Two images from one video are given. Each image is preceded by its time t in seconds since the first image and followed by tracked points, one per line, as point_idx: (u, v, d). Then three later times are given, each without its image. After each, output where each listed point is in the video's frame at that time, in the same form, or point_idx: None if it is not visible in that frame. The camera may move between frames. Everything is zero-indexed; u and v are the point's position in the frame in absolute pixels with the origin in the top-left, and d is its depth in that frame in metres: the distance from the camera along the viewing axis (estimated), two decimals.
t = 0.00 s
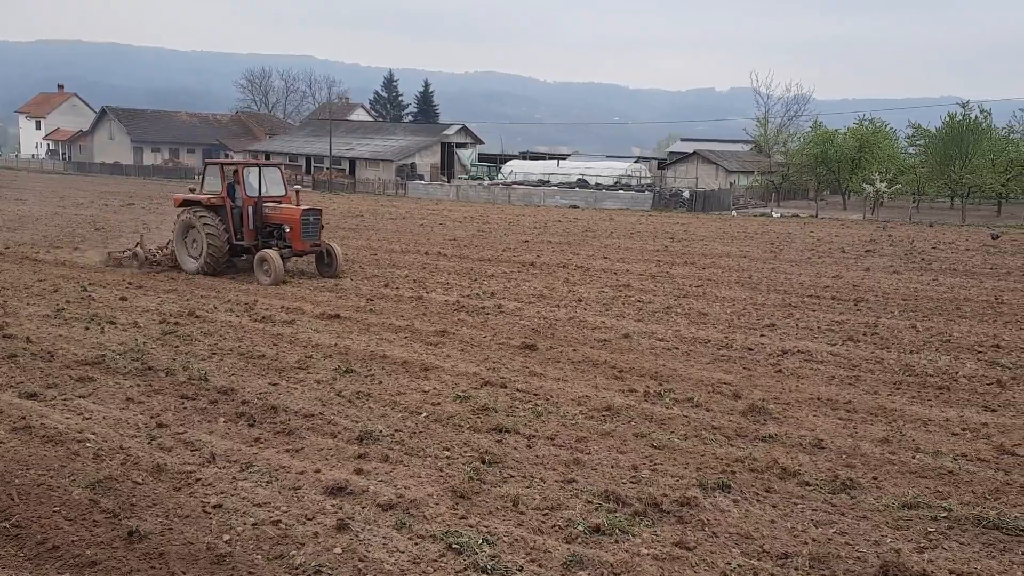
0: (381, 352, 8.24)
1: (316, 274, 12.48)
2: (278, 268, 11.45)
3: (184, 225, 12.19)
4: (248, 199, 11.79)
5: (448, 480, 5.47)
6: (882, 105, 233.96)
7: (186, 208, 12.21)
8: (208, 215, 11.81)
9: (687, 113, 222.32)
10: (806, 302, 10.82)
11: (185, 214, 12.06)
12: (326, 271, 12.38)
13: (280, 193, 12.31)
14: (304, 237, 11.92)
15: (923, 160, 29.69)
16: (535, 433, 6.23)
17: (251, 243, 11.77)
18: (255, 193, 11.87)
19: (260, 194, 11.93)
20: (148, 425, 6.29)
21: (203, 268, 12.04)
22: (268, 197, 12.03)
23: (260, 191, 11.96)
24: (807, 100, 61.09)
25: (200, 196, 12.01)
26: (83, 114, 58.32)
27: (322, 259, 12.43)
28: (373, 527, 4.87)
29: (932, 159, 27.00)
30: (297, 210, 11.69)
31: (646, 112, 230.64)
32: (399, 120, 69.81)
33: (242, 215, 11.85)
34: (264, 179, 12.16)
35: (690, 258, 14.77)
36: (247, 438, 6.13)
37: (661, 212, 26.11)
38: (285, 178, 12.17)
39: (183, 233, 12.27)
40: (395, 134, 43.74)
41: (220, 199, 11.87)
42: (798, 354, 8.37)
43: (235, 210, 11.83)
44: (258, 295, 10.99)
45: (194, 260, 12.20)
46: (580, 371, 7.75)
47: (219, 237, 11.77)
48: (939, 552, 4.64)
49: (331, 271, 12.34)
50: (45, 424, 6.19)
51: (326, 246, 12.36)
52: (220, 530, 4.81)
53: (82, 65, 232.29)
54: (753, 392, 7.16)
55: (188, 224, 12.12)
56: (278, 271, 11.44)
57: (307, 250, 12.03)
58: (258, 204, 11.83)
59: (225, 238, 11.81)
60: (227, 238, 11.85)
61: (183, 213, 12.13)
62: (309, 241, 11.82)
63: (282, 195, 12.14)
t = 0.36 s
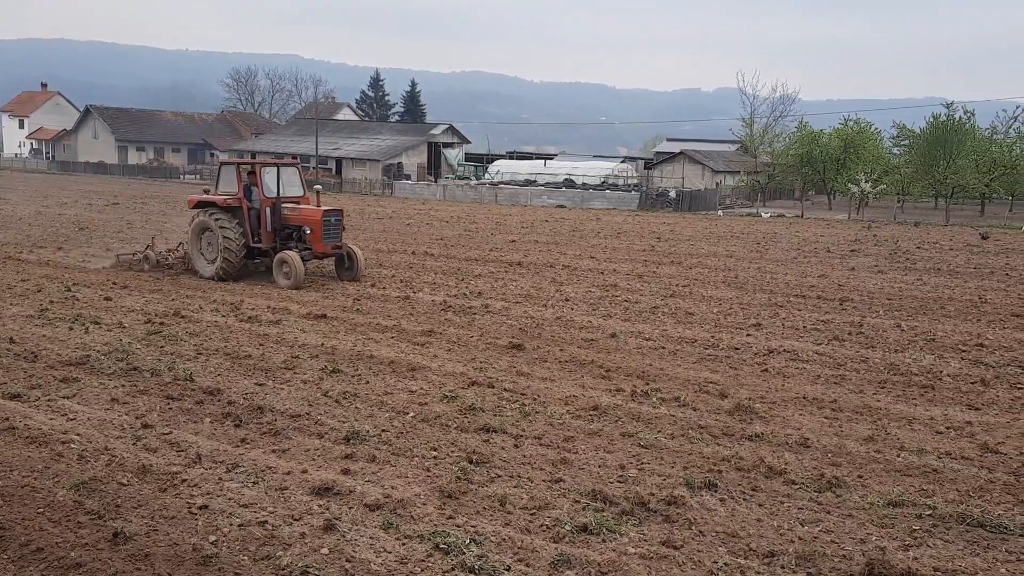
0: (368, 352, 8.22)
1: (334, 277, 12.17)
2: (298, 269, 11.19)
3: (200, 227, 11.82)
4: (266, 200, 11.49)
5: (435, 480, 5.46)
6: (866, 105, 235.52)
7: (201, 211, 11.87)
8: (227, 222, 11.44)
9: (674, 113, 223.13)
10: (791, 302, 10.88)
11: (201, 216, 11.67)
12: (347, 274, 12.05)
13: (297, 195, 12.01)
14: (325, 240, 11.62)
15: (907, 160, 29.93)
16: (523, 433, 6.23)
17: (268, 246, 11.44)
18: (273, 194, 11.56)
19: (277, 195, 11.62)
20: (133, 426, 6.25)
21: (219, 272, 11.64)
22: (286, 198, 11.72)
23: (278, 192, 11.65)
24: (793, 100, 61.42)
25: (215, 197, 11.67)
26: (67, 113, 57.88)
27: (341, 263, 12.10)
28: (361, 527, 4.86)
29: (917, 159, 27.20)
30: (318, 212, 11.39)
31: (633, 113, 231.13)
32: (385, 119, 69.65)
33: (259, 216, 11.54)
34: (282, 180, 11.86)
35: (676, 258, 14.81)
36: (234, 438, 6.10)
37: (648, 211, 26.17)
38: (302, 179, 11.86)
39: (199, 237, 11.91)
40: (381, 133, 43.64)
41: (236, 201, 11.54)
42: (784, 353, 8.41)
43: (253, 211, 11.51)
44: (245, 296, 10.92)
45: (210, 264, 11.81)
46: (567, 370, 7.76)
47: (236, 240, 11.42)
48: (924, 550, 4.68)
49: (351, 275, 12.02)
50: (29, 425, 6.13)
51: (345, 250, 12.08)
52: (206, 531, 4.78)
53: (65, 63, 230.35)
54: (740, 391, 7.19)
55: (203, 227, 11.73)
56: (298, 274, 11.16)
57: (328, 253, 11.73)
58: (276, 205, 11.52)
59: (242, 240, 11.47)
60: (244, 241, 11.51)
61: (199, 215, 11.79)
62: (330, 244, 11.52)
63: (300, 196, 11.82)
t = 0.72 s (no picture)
0: (360, 352, 8.20)
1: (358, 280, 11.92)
2: (324, 273, 10.93)
3: (220, 227, 11.49)
4: (287, 201, 11.19)
5: (426, 480, 5.45)
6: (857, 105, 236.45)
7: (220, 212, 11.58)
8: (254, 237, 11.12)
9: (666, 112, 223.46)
10: (783, 301, 10.90)
11: (225, 219, 11.29)
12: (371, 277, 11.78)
13: (319, 195, 11.71)
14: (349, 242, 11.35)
15: (897, 161, 30.08)
16: (514, 432, 6.22)
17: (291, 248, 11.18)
18: (294, 194, 11.28)
19: (299, 195, 11.33)
20: (123, 426, 6.22)
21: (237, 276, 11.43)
22: (308, 198, 11.44)
23: (299, 193, 11.37)
24: (784, 100, 61.61)
25: (236, 198, 11.34)
26: (56, 112, 57.61)
27: (365, 266, 11.84)
28: (352, 527, 4.85)
29: (908, 159, 27.31)
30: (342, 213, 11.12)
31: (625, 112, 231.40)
32: (377, 119, 69.50)
33: (279, 217, 11.26)
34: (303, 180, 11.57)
35: (668, 258, 14.81)
36: (224, 438, 6.08)
37: (640, 211, 26.18)
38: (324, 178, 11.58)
39: (218, 238, 11.67)
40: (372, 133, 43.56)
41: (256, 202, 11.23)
42: (775, 353, 8.43)
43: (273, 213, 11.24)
44: (235, 295, 10.88)
45: (228, 267, 11.59)
46: (559, 370, 7.76)
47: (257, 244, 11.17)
48: (915, 548, 4.70)
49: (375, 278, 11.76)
50: (18, 425, 6.10)
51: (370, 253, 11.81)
52: (197, 531, 4.76)
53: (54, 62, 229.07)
54: (731, 390, 7.21)
55: (223, 229, 11.45)
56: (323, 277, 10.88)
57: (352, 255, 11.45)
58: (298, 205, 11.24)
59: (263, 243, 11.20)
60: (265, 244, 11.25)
61: (217, 217, 11.53)
62: (355, 246, 11.25)
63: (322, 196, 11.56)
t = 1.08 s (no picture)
0: (353, 352, 8.18)
1: (390, 286, 11.58)
2: (355, 276, 10.63)
3: (249, 227, 11.17)
4: (317, 202, 10.96)
5: (419, 480, 5.45)
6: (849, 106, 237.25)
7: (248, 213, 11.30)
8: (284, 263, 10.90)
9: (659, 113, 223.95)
10: (775, 301, 10.94)
11: (252, 222, 11.03)
12: (405, 281, 11.41)
13: (350, 196, 11.46)
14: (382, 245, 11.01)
15: (889, 161, 30.19)
16: (508, 432, 6.23)
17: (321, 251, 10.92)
18: (326, 195, 11.05)
19: (330, 196, 11.10)
20: (115, 426, 6.20)
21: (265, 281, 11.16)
22: (339, 200, 11.20)
23: (330, 193, 11.13)
24: (776, 100, 61.81)
25: (265, 199, 11.07)
26: (47, 111, 57.35)
27: (399, 269, 11.48)
28: (345, 527, 4.84)
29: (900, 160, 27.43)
30: (376, 216, 10.77)
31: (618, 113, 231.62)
32: (370, 118, 69.44)
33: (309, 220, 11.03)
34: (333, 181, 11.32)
35: (661, 258, 14.84)
36: (217, 438, 6.06)
37: (632, 211, 26.21)
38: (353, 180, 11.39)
39: (245, 240, 11.39)
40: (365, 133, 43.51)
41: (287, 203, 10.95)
42: (768, 352, 8.45)
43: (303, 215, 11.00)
44: (229, 295, 10.84)
45: (255, 271, 11.32)
46: (552, 370, 7.77)
47: (286, 248, 10.90)
48: (906, 547, 4.72)
49: (409, 282, 11.40)
50: (9, 426, 6.07)
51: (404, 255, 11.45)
52: (190, 531, 4.75)
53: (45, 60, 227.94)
54: (723, 390, 7.22)
55: (251, 231, 11.18)
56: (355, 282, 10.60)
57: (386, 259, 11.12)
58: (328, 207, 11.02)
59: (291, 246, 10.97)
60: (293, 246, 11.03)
61: (244, 219, 11.26)
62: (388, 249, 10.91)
63: (352, 198, 11.36)
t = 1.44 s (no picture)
0: (346, 352, 8.16)
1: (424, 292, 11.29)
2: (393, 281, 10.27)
3: (280, 230, 10.90)
4: (351, 204, 10.69)
5: (413, 480, 5.44)
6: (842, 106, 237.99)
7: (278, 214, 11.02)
8: (317, 274, 10.73)
9: (652, 113, 224.22)
10: (768, 301, 10.96)
11: (282, 223, 10.79)
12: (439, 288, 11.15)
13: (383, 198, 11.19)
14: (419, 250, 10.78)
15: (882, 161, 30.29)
16: (502, 432, 6.22)
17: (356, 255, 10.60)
18: (359, 197, 10.77)
19: (364, 198, 10.80)
20: (107, 427, 6.17)
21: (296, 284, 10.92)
22: (373, 202, 10.92)
23: (364, 195, 10.83)
24: (769, 100, 61.97)
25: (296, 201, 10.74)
26: (39, 110, 57.09)
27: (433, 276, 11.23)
28: (338, 527, 4.83)
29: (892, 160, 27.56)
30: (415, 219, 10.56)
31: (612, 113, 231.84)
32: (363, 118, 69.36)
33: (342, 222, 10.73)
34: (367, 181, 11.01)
35: (655, 258, 14.86)
36: (210, 438, 6.05)
37: (626, 211, 26.23)
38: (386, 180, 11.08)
39: (275, 242, 11.14)
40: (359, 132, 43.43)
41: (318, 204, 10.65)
42: (761, 352, 8.47)
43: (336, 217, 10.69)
44: (222, 295, 10.80)
45: (286, 274, 11.08)
46: (546, 369, 7.78)
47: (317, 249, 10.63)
48: (899, 546, 4.74)
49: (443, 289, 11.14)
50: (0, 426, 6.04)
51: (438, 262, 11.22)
52: (183, 532, 4.73)
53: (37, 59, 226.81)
54: (717, 389, 7.23)
55: (280, 233, 10.94)
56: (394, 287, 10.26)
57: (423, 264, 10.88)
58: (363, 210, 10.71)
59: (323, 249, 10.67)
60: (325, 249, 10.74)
61: (273, 220, 11.02)
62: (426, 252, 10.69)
63: (386, 200, 11.06)
